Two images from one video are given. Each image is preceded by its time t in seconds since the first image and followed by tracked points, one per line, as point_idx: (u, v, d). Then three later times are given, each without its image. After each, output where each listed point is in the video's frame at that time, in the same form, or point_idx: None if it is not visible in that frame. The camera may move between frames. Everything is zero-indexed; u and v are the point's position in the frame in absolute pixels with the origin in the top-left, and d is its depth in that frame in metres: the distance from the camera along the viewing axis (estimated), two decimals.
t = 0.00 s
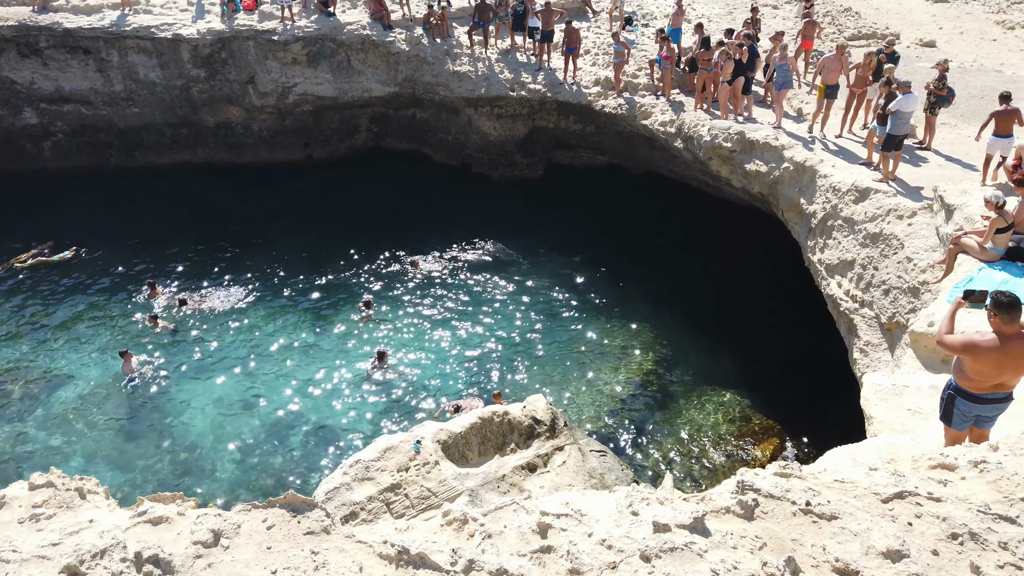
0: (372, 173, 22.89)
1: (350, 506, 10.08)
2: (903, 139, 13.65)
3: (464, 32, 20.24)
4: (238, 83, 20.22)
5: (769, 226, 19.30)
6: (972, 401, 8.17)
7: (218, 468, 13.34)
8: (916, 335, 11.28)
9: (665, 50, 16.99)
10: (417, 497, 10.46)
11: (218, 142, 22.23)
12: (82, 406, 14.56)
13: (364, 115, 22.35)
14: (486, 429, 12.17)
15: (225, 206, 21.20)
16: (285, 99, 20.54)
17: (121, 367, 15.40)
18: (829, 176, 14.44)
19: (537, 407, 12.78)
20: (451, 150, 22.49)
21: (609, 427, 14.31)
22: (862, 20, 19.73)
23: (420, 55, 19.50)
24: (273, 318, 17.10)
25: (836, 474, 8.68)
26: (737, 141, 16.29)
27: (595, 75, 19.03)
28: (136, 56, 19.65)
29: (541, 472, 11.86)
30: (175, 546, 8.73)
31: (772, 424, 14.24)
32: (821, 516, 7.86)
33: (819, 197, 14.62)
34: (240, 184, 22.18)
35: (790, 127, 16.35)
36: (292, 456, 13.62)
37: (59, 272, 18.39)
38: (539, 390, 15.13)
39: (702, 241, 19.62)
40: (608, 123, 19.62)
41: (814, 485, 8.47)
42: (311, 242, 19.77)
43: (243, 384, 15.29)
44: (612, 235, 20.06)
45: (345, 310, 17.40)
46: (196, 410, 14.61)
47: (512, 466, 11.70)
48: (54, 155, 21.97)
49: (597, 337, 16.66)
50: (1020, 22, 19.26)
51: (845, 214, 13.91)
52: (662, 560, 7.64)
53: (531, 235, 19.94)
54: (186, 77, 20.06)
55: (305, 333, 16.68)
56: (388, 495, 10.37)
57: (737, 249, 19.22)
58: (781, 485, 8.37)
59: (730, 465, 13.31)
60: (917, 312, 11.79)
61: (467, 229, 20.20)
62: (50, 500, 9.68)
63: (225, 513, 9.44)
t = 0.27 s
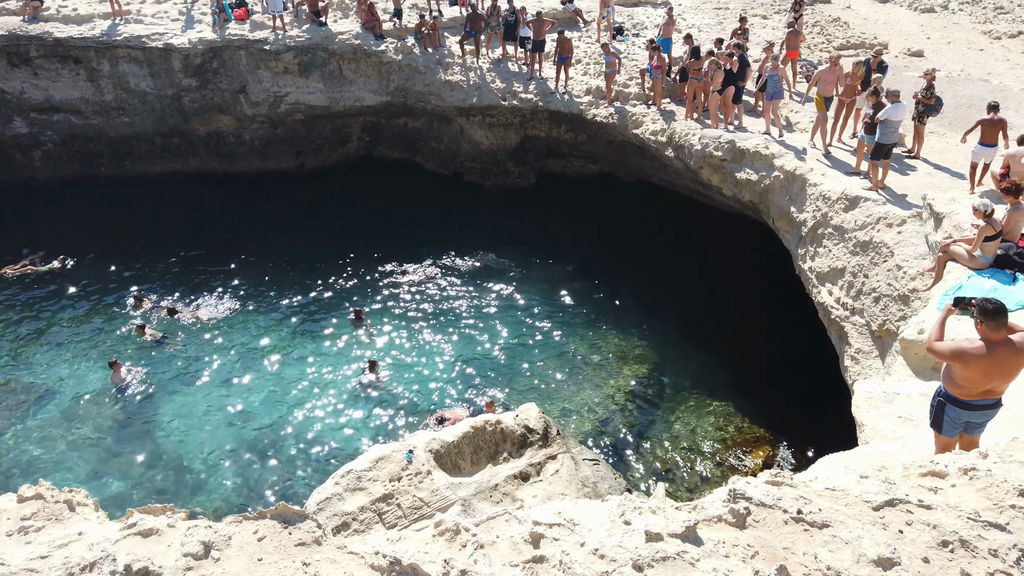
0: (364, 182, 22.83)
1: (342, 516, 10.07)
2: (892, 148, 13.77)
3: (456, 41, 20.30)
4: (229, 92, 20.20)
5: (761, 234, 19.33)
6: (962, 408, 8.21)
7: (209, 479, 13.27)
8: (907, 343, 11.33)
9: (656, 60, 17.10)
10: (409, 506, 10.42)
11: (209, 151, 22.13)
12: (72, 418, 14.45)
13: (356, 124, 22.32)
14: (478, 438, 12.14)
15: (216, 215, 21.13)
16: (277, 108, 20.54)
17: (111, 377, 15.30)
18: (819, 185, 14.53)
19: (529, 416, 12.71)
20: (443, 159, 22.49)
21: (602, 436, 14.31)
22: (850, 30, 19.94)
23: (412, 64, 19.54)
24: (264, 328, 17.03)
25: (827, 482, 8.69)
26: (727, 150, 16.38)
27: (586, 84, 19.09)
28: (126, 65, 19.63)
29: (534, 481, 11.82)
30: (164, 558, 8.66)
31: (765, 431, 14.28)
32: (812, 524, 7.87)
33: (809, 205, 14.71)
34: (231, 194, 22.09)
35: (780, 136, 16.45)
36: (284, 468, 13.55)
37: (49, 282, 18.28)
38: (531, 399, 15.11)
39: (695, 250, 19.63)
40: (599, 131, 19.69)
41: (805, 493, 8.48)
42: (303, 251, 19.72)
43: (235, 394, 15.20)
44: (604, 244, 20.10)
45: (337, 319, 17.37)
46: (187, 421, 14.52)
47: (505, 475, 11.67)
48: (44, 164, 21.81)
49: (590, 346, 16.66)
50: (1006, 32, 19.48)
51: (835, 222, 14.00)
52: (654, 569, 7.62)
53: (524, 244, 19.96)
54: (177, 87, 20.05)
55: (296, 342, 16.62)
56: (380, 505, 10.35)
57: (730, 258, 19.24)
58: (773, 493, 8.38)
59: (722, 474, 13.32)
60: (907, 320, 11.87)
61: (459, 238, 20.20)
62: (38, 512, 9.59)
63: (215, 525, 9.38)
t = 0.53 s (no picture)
0: (357, 191, 22.77)
1: (336, 526, 10.06)
2: (884, 156, 13.85)
3: (450, 50, 20.34)
4: (223, 101, 20.19)
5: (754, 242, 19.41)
6: (955, 415, 8.23)
7: (202, 488, 13.22)
8: (900, 350, 11.36)
9: (649, 68, 17.18)
10: (404, 515, 10.37)
11: (203, 160, 22.05)
12: (63, 428, 14.36)
13: (350, 132, 22.30)
14: (473, 447, 12.11)
15: (210, 223, 21.07)
16: (271, 117, 20.52)
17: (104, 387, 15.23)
18: (812, 193, 14.60)
19: (524, 424, 12.66)
20: (437, 168, 22.48)
21: (596, 444, 14.31)
22: (842, 39, 20.09)
23: (406, 73, 19.58)
24: (258, 336, 16.98)
25: (821, 489, 8.70)
26: (721, 158, 16.45)
27: (580, 93, 19.13)
28: (120, 74, 19.62)
29: (529, 490, 11.76)
30: (157, 569, 8.60)
31: (759, 439, 14.29)
32: (807, 532, 7.87)
33: (802, 213, 14.78)
34: (224, 202, 22.02)
35: (773, 144, 16.53)
36: (278, 478, 13.49)
37: (42, 291, 18.20)
38: (526, 408, 15.08)
39: (688, 259, 19.67)
40: (593, 140, 19.75)
41: (800, 501, 8.48)
42: (297, 259, 19.68)
43: (228, 404, 15.12)
44: (599, 252, 20.13)
45: (330, 327, 17.34)
46: (180, 431, 14.45)
47: (500, 484, 11.63)
48: (37, 173, 21.69)
49: (585, 354, 16.65)
50: (996, 41, 19.65)
51: (828, 230, 14.06)
52: None
53: (518, 252, 19.97)
54: (171, 95, 20.04)
55: (290, 351, 16.56)
56: (375, 514, 10.31)
57: (723, 267, 19.29)
58: (767, 502, 8.38)
59: (717, 482, 13.30)
60: (900, 327, 11.92)
61: (453, 246, 20.19)
62: (30, 523, 9.51)
63: (208, 535, 9.31)
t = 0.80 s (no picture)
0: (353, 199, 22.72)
1: (331, 535, 10.04)
2: (878, 164, 13.91)
3: (445, 58, 20.39)
4: (219, 109, 20.17)
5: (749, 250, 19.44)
6: (949, 422, 8.25)
7: (196, 497, 13.18)
8: (894, 358, 11.39)
9: (644, 77, 17.24)
10: (399, 524, 10.33)
11: (199, 169, 21.99)
12: (57, 438, 14.28)
13: (345, 140, 22.26)
14: (468, 455, 12.08)
15: (204, 230, 21.03)
16: (266, 125, 20.50)
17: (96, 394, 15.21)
18: (806, 201, 14.66)
19: (520, 432, 12.64)
20: (433, 176, 22.46)
21: (592, 452, 14.31)
22: (835, 48, 20.21)
23: (402, 81, 19.63)
24: (253, 345, 16.92)
25: (816, 497, 8.70)
26: (715, 166, 16.51)
27: (575, 101, 19.18)
28: (115, 82, 19.61)
29: (525, 498, 11.74)
30: None
31: (755, 447, 14.29)
32: (802, 541, 7.87)
33: (797, 221, 14.83)
34: (219, 210, 21.96)
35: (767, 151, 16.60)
36: (272, 487, 13.44)
37: (36, 299, 18.11)
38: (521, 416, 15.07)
39: (684, 266, 19.70)
40: (588, 148, 19.77)
41: (795, 509, 8.48)
42: (292, 267, 19.64)
43: (223, 413, 15.06)
44: (594, 260, 20.14)
45: (325, 334, 17.32)
46: (175, 440, 14.38)
47: (495, 492, 11.60)
48: (32, 181, 21.57)
49: (581, 362, 16.64)
50: (988, 50, 19.81)
51: (822, 237, 14.12)
52: None
53: (514, 260, 19.97)
54: (166, 103, 20.02)
55: (285, 359, 16.52)
56: (370, 523, 10.31)
57: (718, 275, 19.33)
58: (763, 510, 8.37)
59: (713, 490, 13.29)
60: (895, 335, 11.96)
61: (449, 254, 20.18)
62: (23, 533, 9.44)
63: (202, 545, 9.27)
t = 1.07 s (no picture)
0: (349, 207, 22.60)
1: (329, 544, 10.00)
2: (874, 173, 13.96)
3: (442, 67, 20.43)
4: (216, 118, 20.15)
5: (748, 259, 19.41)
6: (946, 430, 8.24)
7: (192, 509, 13.17)
8: (891, 366, 11.41)
9: (640, 86, 17.28)
10: (396, 533, 10.31)
11: (197, 177, 21.92)
12: (53, 450, 14.25)
13: (343, 148, 22.19)
14: (466, 464, 12.05)
15: (201, 238, 20.96)
16: (263, 133, 20.47)
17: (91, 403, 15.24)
18: (802, 209, 14.70)
19: (517, 441, 12.63)
20: (430, 184, 22.41)
21: (589, 460, 14.31)
22: (831, 57, 20.30)
23: (399, 90, 19.67)
24: (249, 354, 16.86)
25: (814, 507, 8.69)
26: (711, 174, 16.54)
27: (572, 110, 19.23)
28: (112, 91, 19.60)
29: (523, 507, 11.72)
30: None
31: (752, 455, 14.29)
32: (800, 550, 7.86)
33: (793, 229, 14.87)
34: (214, 217, 21.87)
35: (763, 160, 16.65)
36: (269, 498, 13.42)
37: (32, 309, 18.05)
38: (519, 424, 15.05)
39: (682, 275, 19.70)
40: (585, 156, 19.76)
41: (793, 519, 8.47)
42: (288, 276, 19.57)
43: (219, 423, 15.06)
44: (591, 268, 20.12)
45: (322, 342, 17.29)
46: (172, 451, 14.36)
47: (492, 501, 11.56)
48: (28, 190, 21.47)
49: (578, 371, 16.62)
50: (982, 59, 19.94)
51: (819, 245, 14.15)
52: None
53: (512, 269, 19.94)
54: (163, 112, 20.00)
55: (282, 368, 16.48)
56: (367, 532, 10.24)
57: (717, 284, 19.30)
58: (761, 520, 8.36)
59: (711, 498, 13.28)
60: (891, 343, 11.99)
61: (446, 263, 20.14)
62: (19, 545, 9.40)
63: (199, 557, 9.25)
